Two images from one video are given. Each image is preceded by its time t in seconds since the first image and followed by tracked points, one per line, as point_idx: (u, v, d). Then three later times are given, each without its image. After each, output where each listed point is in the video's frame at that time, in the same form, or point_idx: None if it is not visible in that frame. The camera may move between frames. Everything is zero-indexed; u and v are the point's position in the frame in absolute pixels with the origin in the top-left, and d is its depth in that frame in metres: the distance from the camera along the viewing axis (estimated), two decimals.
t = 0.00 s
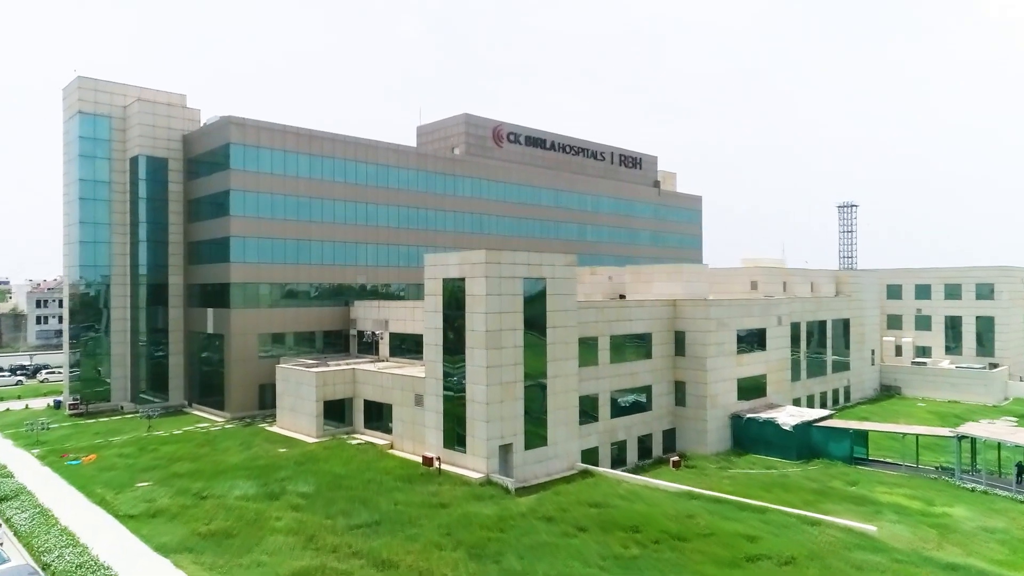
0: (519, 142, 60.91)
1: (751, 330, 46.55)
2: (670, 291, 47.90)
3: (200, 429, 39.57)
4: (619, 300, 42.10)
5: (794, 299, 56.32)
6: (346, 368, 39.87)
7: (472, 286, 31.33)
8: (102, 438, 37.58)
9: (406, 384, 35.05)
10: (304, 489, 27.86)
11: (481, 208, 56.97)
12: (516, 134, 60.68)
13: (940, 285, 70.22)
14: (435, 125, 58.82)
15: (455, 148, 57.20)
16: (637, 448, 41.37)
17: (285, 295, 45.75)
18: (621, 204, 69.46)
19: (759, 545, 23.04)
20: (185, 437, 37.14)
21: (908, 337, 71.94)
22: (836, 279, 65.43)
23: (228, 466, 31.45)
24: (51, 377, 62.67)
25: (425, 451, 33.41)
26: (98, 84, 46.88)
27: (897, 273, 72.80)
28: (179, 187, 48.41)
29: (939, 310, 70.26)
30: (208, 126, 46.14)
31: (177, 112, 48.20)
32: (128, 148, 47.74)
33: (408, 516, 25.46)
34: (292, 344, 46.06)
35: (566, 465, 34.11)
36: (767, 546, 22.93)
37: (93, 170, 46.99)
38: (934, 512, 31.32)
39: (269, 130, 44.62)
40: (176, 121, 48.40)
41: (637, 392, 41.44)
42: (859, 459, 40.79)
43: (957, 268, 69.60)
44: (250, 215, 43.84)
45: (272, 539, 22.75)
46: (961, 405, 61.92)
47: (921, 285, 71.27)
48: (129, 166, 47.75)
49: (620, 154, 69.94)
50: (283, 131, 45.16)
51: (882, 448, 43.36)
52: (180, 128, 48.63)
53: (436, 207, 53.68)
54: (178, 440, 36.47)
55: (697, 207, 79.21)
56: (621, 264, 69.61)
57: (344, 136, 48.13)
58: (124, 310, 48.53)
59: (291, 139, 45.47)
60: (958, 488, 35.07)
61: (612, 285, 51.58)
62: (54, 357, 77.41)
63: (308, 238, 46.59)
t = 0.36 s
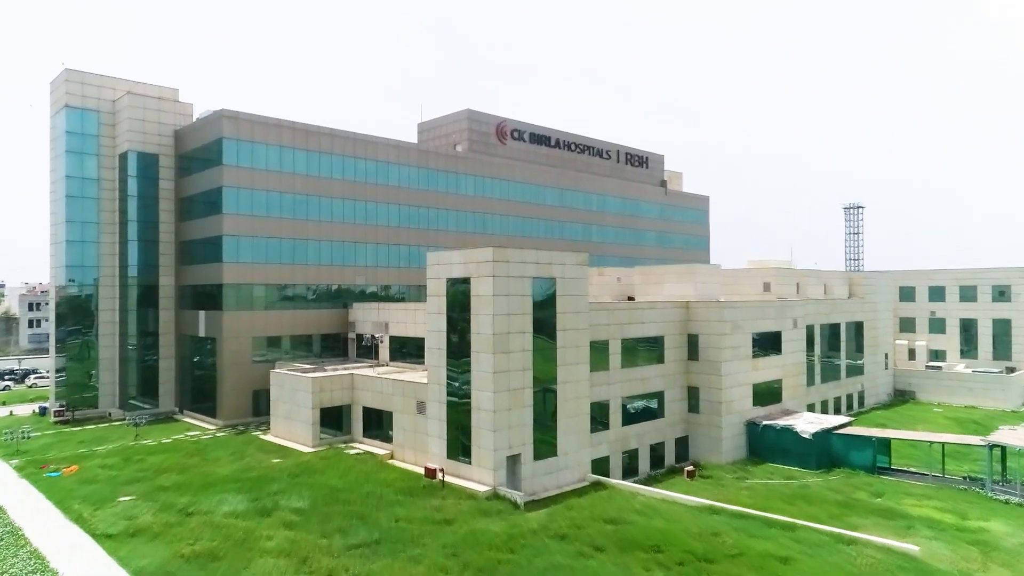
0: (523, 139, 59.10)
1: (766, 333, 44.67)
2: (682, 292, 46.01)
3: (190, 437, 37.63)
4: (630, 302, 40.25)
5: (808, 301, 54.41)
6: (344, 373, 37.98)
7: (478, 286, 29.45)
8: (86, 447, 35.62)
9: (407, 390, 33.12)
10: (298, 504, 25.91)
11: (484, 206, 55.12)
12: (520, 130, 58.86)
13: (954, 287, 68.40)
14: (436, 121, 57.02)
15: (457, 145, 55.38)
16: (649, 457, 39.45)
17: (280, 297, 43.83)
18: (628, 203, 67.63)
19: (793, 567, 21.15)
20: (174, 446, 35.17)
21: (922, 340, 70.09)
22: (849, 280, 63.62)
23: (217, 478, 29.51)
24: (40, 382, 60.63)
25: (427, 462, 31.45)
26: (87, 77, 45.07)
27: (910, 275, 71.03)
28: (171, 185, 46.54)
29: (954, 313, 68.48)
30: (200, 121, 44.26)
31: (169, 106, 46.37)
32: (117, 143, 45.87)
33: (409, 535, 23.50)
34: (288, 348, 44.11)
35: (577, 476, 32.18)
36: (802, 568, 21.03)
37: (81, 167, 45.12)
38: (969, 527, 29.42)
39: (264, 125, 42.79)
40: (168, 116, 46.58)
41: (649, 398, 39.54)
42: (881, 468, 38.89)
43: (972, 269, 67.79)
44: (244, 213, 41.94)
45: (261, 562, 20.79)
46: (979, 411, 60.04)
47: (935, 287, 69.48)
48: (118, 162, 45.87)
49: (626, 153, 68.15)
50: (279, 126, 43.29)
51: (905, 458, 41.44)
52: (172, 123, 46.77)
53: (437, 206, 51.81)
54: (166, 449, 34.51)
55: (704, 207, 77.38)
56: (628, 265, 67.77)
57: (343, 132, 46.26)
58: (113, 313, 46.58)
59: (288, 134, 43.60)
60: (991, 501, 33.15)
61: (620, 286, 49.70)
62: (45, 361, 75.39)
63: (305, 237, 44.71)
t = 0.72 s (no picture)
0: (527, 137, 57.33)
1: (783, 337, 42.84)
2: (694, 295, 44.17)
3: (179, 448, 35.69)
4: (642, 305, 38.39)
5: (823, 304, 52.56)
6: (342, 380, 36.10)
7: (484, 288, 27.60)
8: (68, 459, 33.65)
9: (409, 399, 31.23)
10: (291, 523, 23.99)
11: (487, 206, 53.33)
12: (524, 128, 57.09)
13: (969, 290, 66.66)
14: (438, 118, 55.26)
15: (459, 143, 53.61)
16: (662, 468, 37.54)
17: (276, 300, 41.94)
18: (634, 204, 65.87)
19: None
20: (161, 458, 33.23)
21: (936, 344, 68.32)
22: (862, 283, 61.86)
23: (206, 493, 27.61)
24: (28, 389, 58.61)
25: (430, 475, 29.54)
26: (74, 70, 43.26)
27: (923, 278, 69.30)
28: (162, 183, 44.69)
29: (969, 316, 66.76)
30: (192, 116, 42.40)
31: (160, 101, 44.60)
32: (106, 140, 44.04)
33: (412, 558, 21.56)
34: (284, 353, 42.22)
35: (589, 489, 30.28)
36: None
37: (68, 164, 43.27)
38: (1009, 545, 27.57)
39: (259, 120, 40.99)
40: (158, 111, 44.80)
41: (662, 405, 37.67)
42: (906, 479, 37.01)
43: (987, 271, 66.07)
44: (237, 212, 40.08)
45: None
46: (997, 417, 58.24)
47: (949, 289, 67.75)
48: (107, 160, 44.01)
49: (632, 152, 66.41)
50: (274, 121, 41.48)
51: (929, 468, 39.56)
52: (163, 119, 44.97)
53: (439, 205, 50.01)
54: (153, 461, 32.57)
55: (711, 208, 75.60)
56: (635, 268, 65.96)
57: (340, 127, 44.44)
58: (101, 317, 44.64)
59: (283, 130, 41.78)
60: None
61: (629, 289, 47.87)
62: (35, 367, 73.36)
63: (302, 238, 42.87)
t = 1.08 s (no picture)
0: (532, 135, 55.84)
1: (798, 341, 41.29)
2: (706, 298, 42.63)
3: (170, 458, 34.09)
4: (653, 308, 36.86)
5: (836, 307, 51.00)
6: (340, 387, 34.52)
7: (491, 290, 26.07)
8: (53, 470, 32.03)
9: (411, 407, 29.65)
10: (286, 542, 22.40)
11: (490, 206, 51.83)
12: (528, 126, 55.61)
13: (983, 293, 65.13)
14: (440, 116, 53.80)
15: (462, 141, 52.12)
16: (675, 478, 35.95)
17: (272, 303, 40.35)
18: (640, 204, 64.38)
19: None
20: (150, 469, 31.64)
21: (948, 348, 66.77)
22: (875, 285, 60.30)
23: (195, 507, 26.01)
24: (17, 394, 56.96)
25: (433, 488, 27.93)
26: (62, 65, 41.75)
27: (935, 280, 67.77)
28: (154, 182, 43.21)
29: (982, 320, 65.23)
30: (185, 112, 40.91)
31: (152, 97, 43.15)
32: (96, 136, 42.54)
33: None
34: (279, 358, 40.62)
35: (601, 503, 28.69)
36: None
37: (57, 162, 41.75)
38: None
39: (255, 116, 39.48)
40: (150, 107, 43.32)
41: (675, 413, 36.11)
42: (929, 489, 35.50)
43: (1002, 274, 64.56)
44: (232, 212, 38.54)
45: None
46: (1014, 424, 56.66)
47: (962, 292, 66.24)
48: (97, 157, 42.51)
49: (639, 151, 64.94)
50: (271, 117, 39.97)
51: (952, 479, 37.95)
52: (155, 115, 43.47)
53: (441, 205, 48.51)
54: (141, 473, 30.94)
55: (717, 209, 74.11)
56: (641, 270, 64.46)
57: (339, 124, 42.91)
58: (90, 320, 43.05)
59: (280, 126, 40.28)
60: None
61: (638, 291, 46.34)
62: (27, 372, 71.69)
63: (298, 239, 41.31)
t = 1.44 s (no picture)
0: (536, 134, 54.31)
1: (815, 346, 39.69)
2: (719, 301, 41.05)
3: (160, 469, 32.38)
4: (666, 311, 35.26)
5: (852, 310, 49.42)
6: (339, 394, 32.87)
7: (500, 291, 24.44)
8: (35, 482, 30.30)
9: (413, 416, 27.99)
10: (279, 564, 20.70)
11: (494, 206, 50.24)
12: (533, 124, 54.10)
13: (999, 295, 63.57)
14: (442, 113, 52.27)
15: (465, 139, 50.61)
16: (690, 490, 34.27)
17: (268, 307, 38.69)
18: (647, 205, 62.83)
19: None
20: (138, 481, 29.93)
21: (963, 353, 65.17)
22: (888, 288, 58.74)
23: (183, 525, 24.31)
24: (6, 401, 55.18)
25: (438, 503, 26.24)
26: (50, 58, 40.17)
27: (949, 283, 66.20)
28: (146, 180, 41.60)
29: (998, 324, 63.65)
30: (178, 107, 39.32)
31: (144, 92, 41.60)
32: (85, 133, 40.95)
33: None
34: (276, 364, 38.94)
35: (616, 518, 27.01)
36: None
37: (44, 159, 40.15)
38: None
39: (250, 111, 37.89)
40: (142, 103, 41.75)
41: (690, 421, 34.46)
42: (957, 501, 33.82)
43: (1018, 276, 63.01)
44: (226, 211, 36.91)
45: None
46: None
47: (976, 295, 64.70)
48: (86, 154, 40.90)
49: (645, 151, 63.43)
50: (267, 112, 38.39)
51: (979, 490, 36.29)
52: (146, 111, 41.89)
53: (443, 205, 46.90)
54: (127, 486, 29.23)
55: (725, 210, 72.58)
56: (648, 272, 62.85)
57: (338, 120, 41.34)
58: (78, 325, 41.35)
59: (277, 122, 38.71)
60: None
61: (648, 294, 44.72)
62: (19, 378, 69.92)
63: (295, 239, 39.67)
